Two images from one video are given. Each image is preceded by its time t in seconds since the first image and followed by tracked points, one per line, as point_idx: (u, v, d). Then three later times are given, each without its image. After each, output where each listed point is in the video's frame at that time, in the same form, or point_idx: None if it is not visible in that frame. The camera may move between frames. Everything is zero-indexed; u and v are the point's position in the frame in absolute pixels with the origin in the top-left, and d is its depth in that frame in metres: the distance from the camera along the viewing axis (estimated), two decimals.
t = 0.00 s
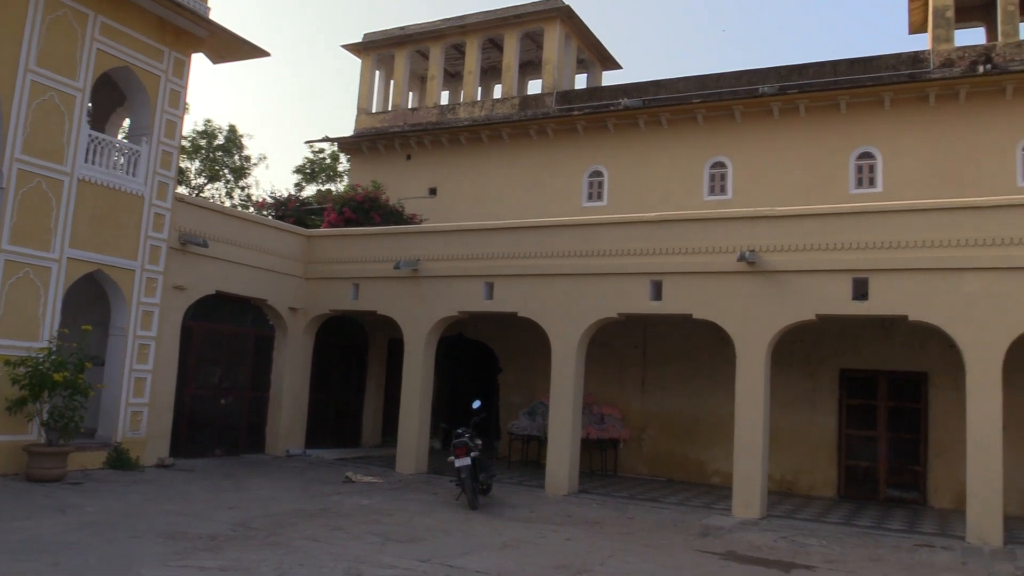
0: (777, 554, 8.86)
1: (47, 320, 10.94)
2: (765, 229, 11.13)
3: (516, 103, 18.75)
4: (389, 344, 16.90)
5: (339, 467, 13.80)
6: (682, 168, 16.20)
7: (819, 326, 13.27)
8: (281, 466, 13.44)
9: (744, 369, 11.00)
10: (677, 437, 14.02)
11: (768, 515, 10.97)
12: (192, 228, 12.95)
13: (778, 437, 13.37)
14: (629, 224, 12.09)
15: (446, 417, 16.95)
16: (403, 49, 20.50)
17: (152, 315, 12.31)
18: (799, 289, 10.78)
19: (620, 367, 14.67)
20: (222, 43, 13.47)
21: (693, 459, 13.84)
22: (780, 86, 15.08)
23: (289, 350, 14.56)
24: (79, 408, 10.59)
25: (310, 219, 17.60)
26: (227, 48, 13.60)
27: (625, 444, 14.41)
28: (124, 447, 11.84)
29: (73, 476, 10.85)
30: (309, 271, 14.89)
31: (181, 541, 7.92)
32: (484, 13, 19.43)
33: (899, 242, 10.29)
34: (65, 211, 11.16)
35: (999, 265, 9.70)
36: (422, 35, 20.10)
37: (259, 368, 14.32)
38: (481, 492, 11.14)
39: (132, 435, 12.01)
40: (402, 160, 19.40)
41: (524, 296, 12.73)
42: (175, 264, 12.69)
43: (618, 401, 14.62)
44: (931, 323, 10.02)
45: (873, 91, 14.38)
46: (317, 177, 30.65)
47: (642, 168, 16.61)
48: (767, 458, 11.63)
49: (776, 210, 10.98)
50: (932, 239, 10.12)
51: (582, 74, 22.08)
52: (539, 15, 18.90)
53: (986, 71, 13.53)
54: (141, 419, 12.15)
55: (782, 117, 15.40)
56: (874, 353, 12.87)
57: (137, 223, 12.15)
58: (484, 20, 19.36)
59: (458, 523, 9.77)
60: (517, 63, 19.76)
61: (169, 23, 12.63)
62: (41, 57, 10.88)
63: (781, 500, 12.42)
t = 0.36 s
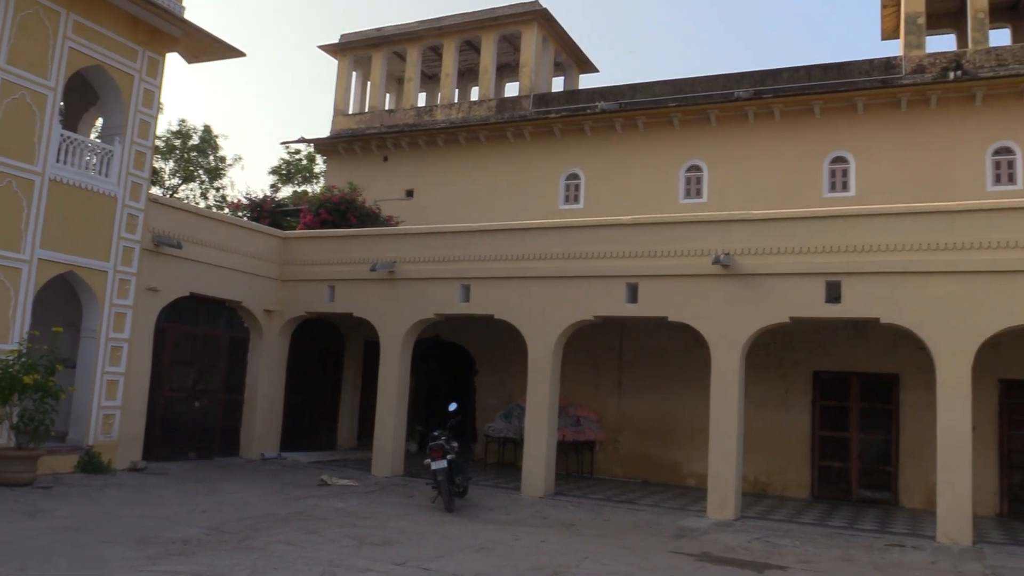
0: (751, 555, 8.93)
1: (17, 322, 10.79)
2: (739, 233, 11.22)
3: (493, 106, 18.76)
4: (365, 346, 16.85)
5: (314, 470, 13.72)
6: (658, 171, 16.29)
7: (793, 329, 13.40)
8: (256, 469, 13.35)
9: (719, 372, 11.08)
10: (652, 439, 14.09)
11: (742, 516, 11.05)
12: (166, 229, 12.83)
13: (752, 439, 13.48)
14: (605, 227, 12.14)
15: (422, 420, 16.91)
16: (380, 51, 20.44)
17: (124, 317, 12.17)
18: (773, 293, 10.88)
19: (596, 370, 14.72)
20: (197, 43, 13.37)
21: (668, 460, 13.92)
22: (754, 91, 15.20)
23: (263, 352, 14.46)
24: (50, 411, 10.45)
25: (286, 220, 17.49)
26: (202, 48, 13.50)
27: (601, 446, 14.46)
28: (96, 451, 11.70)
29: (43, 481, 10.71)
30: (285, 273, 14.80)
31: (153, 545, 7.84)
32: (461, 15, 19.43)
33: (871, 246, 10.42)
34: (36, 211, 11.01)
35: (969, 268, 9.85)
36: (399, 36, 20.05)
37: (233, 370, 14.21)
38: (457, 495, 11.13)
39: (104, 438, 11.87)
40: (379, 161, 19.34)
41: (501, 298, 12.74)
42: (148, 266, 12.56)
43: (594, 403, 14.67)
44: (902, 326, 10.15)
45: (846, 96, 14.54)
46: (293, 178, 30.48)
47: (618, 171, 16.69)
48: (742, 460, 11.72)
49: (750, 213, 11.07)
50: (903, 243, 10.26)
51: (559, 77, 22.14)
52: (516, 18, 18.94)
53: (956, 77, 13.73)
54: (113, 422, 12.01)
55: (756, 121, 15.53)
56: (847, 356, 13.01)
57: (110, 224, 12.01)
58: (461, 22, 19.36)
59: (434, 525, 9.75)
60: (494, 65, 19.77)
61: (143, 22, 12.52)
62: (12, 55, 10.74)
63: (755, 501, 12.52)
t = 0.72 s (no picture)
0: (727, 563, 8.97)
1: None
2: (716, 242, 11.30)
3: (472, 113, 18.78)
4: (343, 354, 16.78)
5: (290, 479, 13.62)
6: (636, 181, 16.38)
7: (768, 337, 13.50)
8: (231, 478, 13.23)
9: (695, 381, 11.13)
10: (629, 447, 14.13)
11: (719, 524, 11.10)
12: (141, 235, 12.71)
13: (728, 447, 13.55)
14: (583, 236, 12.17)
15: (400, 428, 16.81)
16: (359, 57, 20.40)
17: (98, 324, 12.03)
18: (749, 302, 10.96)
19: (574, 378, 14.75)
20: (174, 48, 13.29)
21: (645, 469, 13.96)
22: (731, 101, 15.32)
23: (239, 359, 14.34)
24: (21, 420, 10.30)
25: (263, 227, 17.39)
26: (179, 53, 13.41)
27: (578, 454, 14.48)
28: (68, 459, 11.54)
29: (13, 490, 10.54)
30: (261, 280, 14.70)
31: (125, 555, 7.75)
32: (441, 23, 19.45)
33: (845, 255, 10.53)
34: (9, 216, 10.87)
35: (941, 278, 9.98)
36: (378, 43, 20.03)
37: (208, 378, 14.08)
38: (434, 504, 11.10)
39: (76, 447, 11.72)
40: (357, 168, 19.29)
41: (479, 306, 12.73)
42: (123, 272, 12.43)
43: (572, 411, 14.69)
44: (876, 335, 10.26)
45: (822, 107, 14.70)
46: (270, 185, 30.32)
47: (596, 180, 16.76)
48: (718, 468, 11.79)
49: (727, 223, 11.15)
50: (877, 253, 10.38)
51: (538, 86, 22.21)
52: (496, 26, 18.99)
53: (930, 89, 13.93)
54: (86, 431, 11.86)
55: (733, 131, 15.66)
56: (822, 364, 13.13)
57: (84, 230, 11.88)
58: (440, 30, 19.38)
59: (410, 534, 9.71)
60: (474, 73, 19.79)
61: (120, 27, 12.42)
62: None
63: (732, 509, 12.57)
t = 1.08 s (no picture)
0: None
1: None
2: (694, 256, 11.37)
3: (452, 127, 18.81)
4: (321, 367, 16.69)
5: (267, 493, 13.50)
6: (615, 195, 16.46)
7: (745, 350, 13.59)
8: (207, 492, 13.09)
9: (673, 394, 11.17)
10: (607, 461, 14.15)
11: (697, 537, 11.12)
12: (117, 247, 12.59)
13: (707, 460, 13.60)
14: (562, 250, 12.21)
15: (378, 442, 16.65)
16: (338, 70, 20.39)
17: (72, 337, 11.89)
18: (727, 316, 11.03)
19: (553, 391, 14.75)
20: (152, 59, 13.22)
21: (624, 482, 13.97)
22: (709, 116, 15.46)
23: (216, 372, 14.22)
24: None
25: (241, 239, 17.29)
26: (156, 64, 13.34)
27: (557, 468, 14.47)
28: (40, 475, 11.37)
29: None
30: (238, 293, 14.60)
31: (98, 572, 7.64)
32: (421, 36, 19.49)
33: (821, 270, 10.63)
34: None
35: (915, 292, 10.10)
36: (357, 56, 20.03)
37: (184, 391, 13.94)
38: (412, 518, 11.05)
39: (48, 461, 11.55)
40: (336, 181, 19.25)
41: (458, 320, 12.71)
42: (98, 284, 12.30)
43: (550, 425, 14.69)
44: (851, 348, 10.36)
45: (798, 123, 14.86)
46: (249, 197, 30.18)
47: (575, 193, 16.83)
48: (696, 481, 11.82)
49: (704, 237, 11.23)
50: (852, 267, 10.49)
51: (518, 99, 22.29)
52: (475, 40, 19.06)
53: (903, 105, 14.13)
54: (59, 445, 11.70)
55: (711, 146, 15.79)
56: (799, 377, 13.23)
57: (58, 242, 11.75)
58: (420, 43, 19.42)
59: (388, 549, 9.64)
60: (453, 87, 19.83)
61: (96, 37, 12.34)
62: None
63: (710, 522, 12.60)
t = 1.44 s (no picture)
0: None
1: None
2: (672, 268, 11.44)
3: (432, 138, 18.83)
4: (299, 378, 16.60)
5: (244, 505, 13.38)
6: (595, 206, 16.53)
7: (724, 362, 13.67)
8: (183, 504, 12.96)
9: (652, 405, 11.21)
10: (586, 472, 14.16)
11: (676, 548, 11.14)
12: (94, 256, 12.48)
13: (685, 471, 13.64)
14: (541, 261, 12.24)
15: (356, 454, 16.56)
16: (318, 80, 20.36)
17: (47, 347, 11.75)
18: (705, 327, 11.09)
19: (532, 402, 14.76)
20: (130, 67, 13.14)
21: (603, 493, 13.98)
22: (688, 129, 15.58)
23: (193, 383, 14.10)
24: None
25: (219, 249, 17.19)
26: (135, 72, 13.27)
27: (536, 479, 14.46)
28: (13, 487, 11.20)
29: None
30: (216, 303, 14.51)
31: None
32: (402, 47, 19.52)
33: (798, 282, 10.73)
34: None
35: (890, 304, 10.22)
36: (338, 66, 20.02)
37: (160, 402, 13.81)
38: (391, 530, 10.98)
39: (21, 473, 11.38)
40: (316, 191, 19.20)
41: (437, 330, 12.70)
42: (74, 293, 12.18)
43: (530, 436, 14.69)
44: (828, 360, 10.45)
45: (776, 136, 15.02)
46: (228, 207, 30.02)
47: (555, 204, 16.89)
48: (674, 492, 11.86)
49: (683, 249, 11.30)
50: (829, 280, 10.60)
51: (498, 111, 22.36)
52: (456, 52, 19.11)
53: (879, 120, 14.32)
54: (32, 457, 11.54)
55: (690, 158, 15.91)
56: (776, 389, 13.32)
57: (33, 251, 11.62)
58: (401, 54, 19.45)
59: (366, 561, 9.58)
60: (434, 98, 19.86)
61: (74, 45, 12.25)
62: None
63: (689, 533, 12.63)
